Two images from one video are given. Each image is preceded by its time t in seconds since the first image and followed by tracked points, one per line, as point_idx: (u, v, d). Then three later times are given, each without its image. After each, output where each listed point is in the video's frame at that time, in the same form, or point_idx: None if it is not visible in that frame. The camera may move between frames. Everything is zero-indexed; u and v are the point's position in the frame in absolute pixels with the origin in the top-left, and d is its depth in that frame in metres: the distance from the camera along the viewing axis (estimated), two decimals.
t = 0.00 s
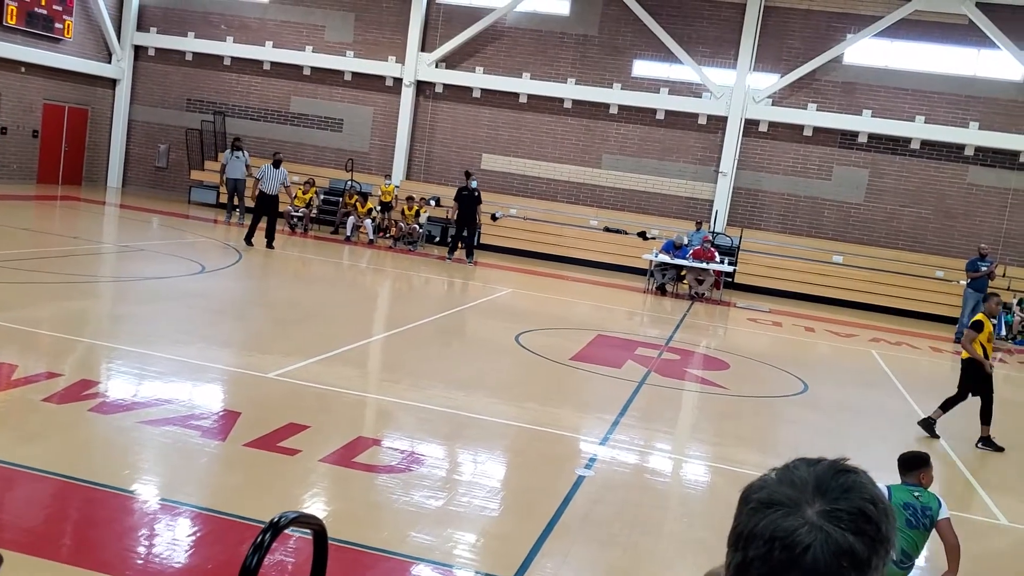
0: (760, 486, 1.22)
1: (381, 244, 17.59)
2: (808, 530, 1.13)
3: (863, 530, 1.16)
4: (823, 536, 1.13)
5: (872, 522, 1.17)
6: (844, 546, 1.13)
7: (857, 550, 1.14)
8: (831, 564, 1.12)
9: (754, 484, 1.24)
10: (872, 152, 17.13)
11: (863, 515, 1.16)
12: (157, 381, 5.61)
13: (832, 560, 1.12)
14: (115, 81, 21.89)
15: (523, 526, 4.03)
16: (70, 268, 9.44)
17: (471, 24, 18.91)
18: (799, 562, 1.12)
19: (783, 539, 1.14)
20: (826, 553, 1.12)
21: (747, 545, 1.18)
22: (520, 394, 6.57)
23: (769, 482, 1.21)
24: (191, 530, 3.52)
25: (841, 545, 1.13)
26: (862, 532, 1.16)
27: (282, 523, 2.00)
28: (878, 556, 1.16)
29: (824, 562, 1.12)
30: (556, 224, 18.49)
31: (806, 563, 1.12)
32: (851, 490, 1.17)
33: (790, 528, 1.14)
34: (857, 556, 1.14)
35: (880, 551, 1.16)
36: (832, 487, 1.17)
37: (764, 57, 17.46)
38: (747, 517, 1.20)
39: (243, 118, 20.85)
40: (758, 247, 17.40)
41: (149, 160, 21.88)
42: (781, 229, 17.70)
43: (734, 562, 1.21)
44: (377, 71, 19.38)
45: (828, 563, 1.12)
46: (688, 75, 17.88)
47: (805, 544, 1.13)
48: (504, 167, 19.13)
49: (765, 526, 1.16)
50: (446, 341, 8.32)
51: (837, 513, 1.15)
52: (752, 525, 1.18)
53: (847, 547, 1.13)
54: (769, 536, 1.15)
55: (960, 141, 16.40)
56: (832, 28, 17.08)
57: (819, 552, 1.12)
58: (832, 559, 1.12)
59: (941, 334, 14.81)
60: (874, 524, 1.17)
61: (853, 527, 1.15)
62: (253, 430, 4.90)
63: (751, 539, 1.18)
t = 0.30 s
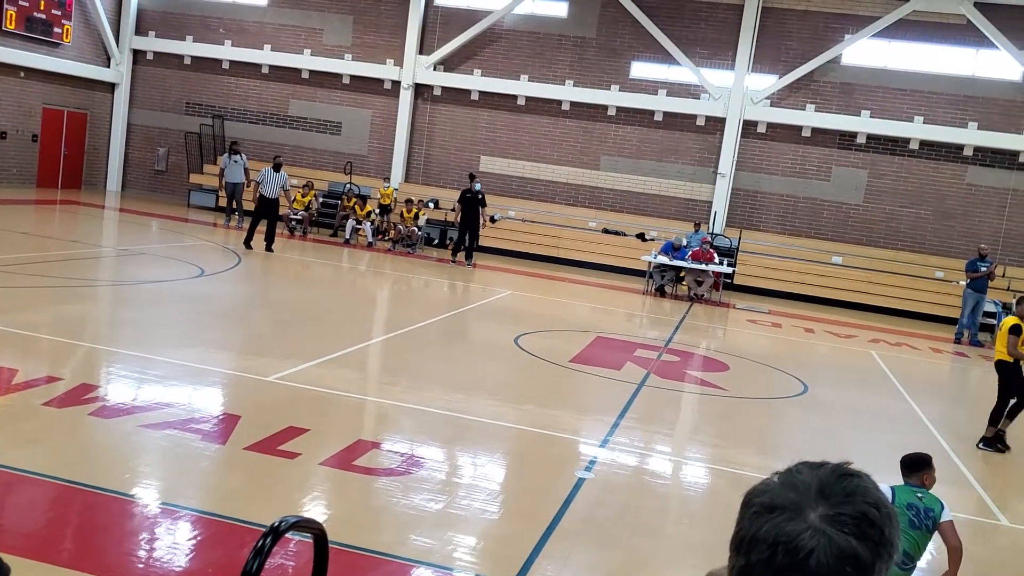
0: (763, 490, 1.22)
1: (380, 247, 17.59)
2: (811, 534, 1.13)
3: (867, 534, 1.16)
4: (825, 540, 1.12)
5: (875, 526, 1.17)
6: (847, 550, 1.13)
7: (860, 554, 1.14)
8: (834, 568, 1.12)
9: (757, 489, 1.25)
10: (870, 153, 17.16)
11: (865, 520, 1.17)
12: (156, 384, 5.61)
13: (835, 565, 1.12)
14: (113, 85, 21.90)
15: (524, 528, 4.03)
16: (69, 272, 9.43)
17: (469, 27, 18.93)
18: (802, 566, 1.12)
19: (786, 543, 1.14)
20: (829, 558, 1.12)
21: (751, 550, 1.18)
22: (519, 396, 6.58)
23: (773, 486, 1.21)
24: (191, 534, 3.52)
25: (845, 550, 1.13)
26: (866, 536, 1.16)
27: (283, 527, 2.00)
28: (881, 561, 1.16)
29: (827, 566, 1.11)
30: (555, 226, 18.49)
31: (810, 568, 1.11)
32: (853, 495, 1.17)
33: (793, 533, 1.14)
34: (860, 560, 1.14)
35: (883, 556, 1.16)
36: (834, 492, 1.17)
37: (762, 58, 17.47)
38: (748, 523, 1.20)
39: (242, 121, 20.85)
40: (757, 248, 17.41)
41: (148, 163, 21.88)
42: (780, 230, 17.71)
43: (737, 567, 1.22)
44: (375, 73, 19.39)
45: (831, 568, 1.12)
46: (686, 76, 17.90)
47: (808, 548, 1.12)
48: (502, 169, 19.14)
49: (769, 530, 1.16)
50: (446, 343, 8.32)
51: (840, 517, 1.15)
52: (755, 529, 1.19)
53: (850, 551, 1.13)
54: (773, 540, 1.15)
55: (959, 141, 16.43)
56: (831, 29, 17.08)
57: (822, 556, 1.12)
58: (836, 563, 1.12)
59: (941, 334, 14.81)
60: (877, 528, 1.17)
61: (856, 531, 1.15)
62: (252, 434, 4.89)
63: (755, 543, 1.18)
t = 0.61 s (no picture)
0: (774, 487, 1.22)
1: (379, 249, 17.58)
2: (822, 532, 1.13)
3: (878, 532, 1.16)
4: (837, 538, 1.13)
5: (886, 523, 1.17)
6: (858, 548, 1.13)
7: (871, 552, 1.14)
8: (846, 566, 1.12)
9: (768, 486, 1.25)
10: (870, 153, 17.16)
11: (877, 518, 1.16)
12: (158, 387, 5.61)
13: (847, 562, 1.12)
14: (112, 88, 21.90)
15: (526, 529, 4.03)
16: (69, 275, 9.43)
17: (468, 28, 18.95)
18: (813, 564, 1.12)
19: (797, 541, 1.14)
20: (841, 555, 1.12)
21: (761, 548, 1.19)
22: (520, 398, 6.57)
23: (783, 484, 1.21)
24: (194, 536, 3.52)
25: (856, 547, 1.13)
26: (877, 534, 1.16)
27: (289, 528, 2.00)
28: (893, 558, 1.16)
29: (838, 564, 1.12)
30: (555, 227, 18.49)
31: (821, 566, 1.12)
32: (864, 490, 1.17)
33: (804, 530, 1.14)
34: (872, 557, 1.14)
35: (895, 553, 1.16)
36: (845, 491, 1.16)
37: (762, 58, 17.48)
38: (758, 520, 1.20)
39: (241, 124, 20.86)
40: (757, 248, 17.40)
41: (146, 166, 21.89)
42: (780, 230, 17.72)
43: (748, 564, 1.22)
44: (374, 75, 19.40)
45: (843, 564, 1.12)
46: (685, 76, 17.92)
47: (819, 546, 1.13)
48: (502, 170, 19.15)
49: (780, 528, 1.16)
50: (447, 345, 8.31)
51: (851, 515, 1.15)
52: (766, 528, 1.19)
53: (861, 548, 1.14)
54: (784, 538, 1.15)
55: (958, 140, 16.44)
56: (830, 28, 17.09)
57: (834, 554, 1.12)
58: (847, 561, 1.12)
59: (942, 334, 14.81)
60: (889, 526, 1.17)
61: (867, 528, 1.15)
62: (254, 436, 4.89)
63: (765, 541, 1.18)
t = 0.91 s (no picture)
0: (772, 486, 1.22)
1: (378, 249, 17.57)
2: (820, 531, 1.13)
3: (876, 531, 1.16)
4: (835, 537, 1.12)
5: (885, 522, 1.17)
6: (857, 547, 1.13)
7: (869, 551, 1.14)
8: (844, 566, 1.12)
9: (766, 485, 1.24)
10: (867, 153, 17.18)
11: (876, 518, 1.16)
12: (155, 389, 5.60)
13: (846, 562, 1.12)
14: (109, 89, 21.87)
15: (524, 529, 4.02)
16: (66, 277, 9.41)
17: (466, 29, 18.95)
18: (812, 565, 1.12)
19: (796, 541, 1.13)
20: (838, 555, 1.12)
21: (760, 547, 1.18)
22: (519, 398, 6.57)
23: (781, 483, 1.21)
24: (191, 538, 3.50)
25: (854, 547, 1.13)
26: (875, 533, 1.16)
27: (286, 530, 1.99)
28: (891, 557, 1.16)
29: (837, 564, 1.11)
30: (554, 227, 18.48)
31: (819, 566, 1.11)
32: (863, 489, 1.17)
33: (802, 530, 1.13)
34: (870, 557, 1.14)
35: (893, 552, 1.16)
36: (843, 489, 1.16)
37: (759, 59, 17.49)
38: (754, 520, 1.20)
39: (238, 125, 20.84)
40: (755, 248, 17.41)
41: (144, 168, 21.87)
42: (778, 230, 17.72)
43: (746, 564, 1.21)
44: (372, 76, 19.40)
45: (841, 564, 1.11)
46: (683, 77, 17.93)
47: (818, 545, 1.12)
48: (500, 171, 19.14)
49: (777, 528, 1.15)
50: (445, 346, 8.30)
51: (849, 515, 1.14)
52: (764, 527, 1.18)
53: (859, 548, 1.13)
54: (782, 538, 1.15)
55: (955, 141, 16.45)
56: (827, 29, 17.11)
57: (832, 554, 1.12)
58: (845, 561, 1.12)
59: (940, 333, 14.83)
60: (886, 525, 1.17)
61: (865, 527, 1.15)
62: (252, 437, 4.89)
63: (764, 541, 1.17)
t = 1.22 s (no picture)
0: (772, 483, 1.22)
1: (378, 250, 17.56)
2: (820, 528, 1.13)
3: (876, 527, 1.16)
4: (835, 533, 1.12)
5: (884, 518, 1.17)
6: (856, 543, 1.13)
7: (869, 547, 1.14)
8: (844, 562, 1.12)
9: (765, 481, 1.24)
10: (867, 153, 17.18)
11: (876, 514, 1.16)
12: (155, 389, 5.60)
13: (846, 557, 1.12)
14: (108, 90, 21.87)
15: (524, 529, 4.03)
16: (66, 277, 9.41)
17: (465, 29, 18.96)
18: (812, 560, 1.12)
19: (794, 537, 1.13)
20: (838, 551, 1.12)
21: (759, 543, 1.18)
22: (519, 398, 6.57)
23: (780, 479, 1.21)
24: (191, 538, 3.51)
25: (854, 542, 1.13)
26: (874, 529, 1.16)
27: (287, 528, 1.99)
28: (890, 553, 1.16)
29: (836, 559, 1.12)
30: (554, 228, 18.48)
31: (819, 561, 1.12)
32: (861, 486, 1.17)
33: (802, 526, 1.13)
34: (870, 553, 1.14)
35: (892, 548, 1.16)
36: (842, 486, 1.16)
37: (759, 59, 17.49)
38: (753, 516, 1.20)
39: (238, 126, 20.85)
40: (755, 249, 17.40)
41: (144, 168, 21.88)
42: (777, 230, 17.72)
43: (745, 561, 1.22)
44: (372, 77, 19.40)
45: (841, 560, 1.12)
46: (683, 77, 17.93)
47: (818, 542, 1.12)
48: (500, 171, 19.15)
49: (777, 524, 1.16)
50: (444, 346, 8.30)
51: (849, 511, 1.14)
52: (763, 523, 1.18)
53: (859, 544, 1.13)
54: (781, 534, 1.15)
55: (955, 141, 16.46)
56: (827, 29, 17.12)
57: (832, 549, 1.12)
58: (844, 557, 1.12)
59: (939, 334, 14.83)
60: (886, 521, 1.17)
61: (865, 523, 1.15)
62: (252, 437, 4.89)
63: (763, 536, 1.18)
